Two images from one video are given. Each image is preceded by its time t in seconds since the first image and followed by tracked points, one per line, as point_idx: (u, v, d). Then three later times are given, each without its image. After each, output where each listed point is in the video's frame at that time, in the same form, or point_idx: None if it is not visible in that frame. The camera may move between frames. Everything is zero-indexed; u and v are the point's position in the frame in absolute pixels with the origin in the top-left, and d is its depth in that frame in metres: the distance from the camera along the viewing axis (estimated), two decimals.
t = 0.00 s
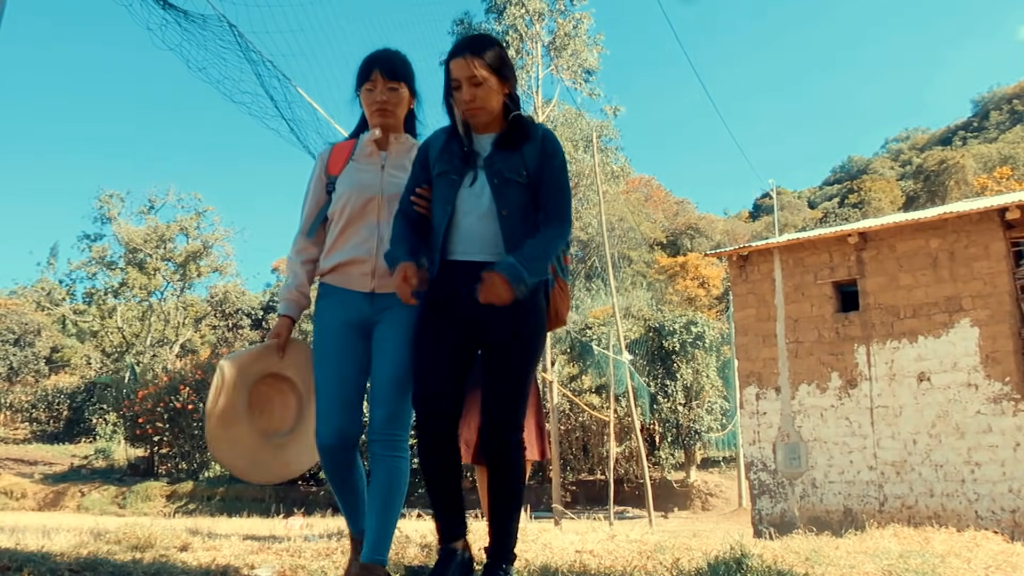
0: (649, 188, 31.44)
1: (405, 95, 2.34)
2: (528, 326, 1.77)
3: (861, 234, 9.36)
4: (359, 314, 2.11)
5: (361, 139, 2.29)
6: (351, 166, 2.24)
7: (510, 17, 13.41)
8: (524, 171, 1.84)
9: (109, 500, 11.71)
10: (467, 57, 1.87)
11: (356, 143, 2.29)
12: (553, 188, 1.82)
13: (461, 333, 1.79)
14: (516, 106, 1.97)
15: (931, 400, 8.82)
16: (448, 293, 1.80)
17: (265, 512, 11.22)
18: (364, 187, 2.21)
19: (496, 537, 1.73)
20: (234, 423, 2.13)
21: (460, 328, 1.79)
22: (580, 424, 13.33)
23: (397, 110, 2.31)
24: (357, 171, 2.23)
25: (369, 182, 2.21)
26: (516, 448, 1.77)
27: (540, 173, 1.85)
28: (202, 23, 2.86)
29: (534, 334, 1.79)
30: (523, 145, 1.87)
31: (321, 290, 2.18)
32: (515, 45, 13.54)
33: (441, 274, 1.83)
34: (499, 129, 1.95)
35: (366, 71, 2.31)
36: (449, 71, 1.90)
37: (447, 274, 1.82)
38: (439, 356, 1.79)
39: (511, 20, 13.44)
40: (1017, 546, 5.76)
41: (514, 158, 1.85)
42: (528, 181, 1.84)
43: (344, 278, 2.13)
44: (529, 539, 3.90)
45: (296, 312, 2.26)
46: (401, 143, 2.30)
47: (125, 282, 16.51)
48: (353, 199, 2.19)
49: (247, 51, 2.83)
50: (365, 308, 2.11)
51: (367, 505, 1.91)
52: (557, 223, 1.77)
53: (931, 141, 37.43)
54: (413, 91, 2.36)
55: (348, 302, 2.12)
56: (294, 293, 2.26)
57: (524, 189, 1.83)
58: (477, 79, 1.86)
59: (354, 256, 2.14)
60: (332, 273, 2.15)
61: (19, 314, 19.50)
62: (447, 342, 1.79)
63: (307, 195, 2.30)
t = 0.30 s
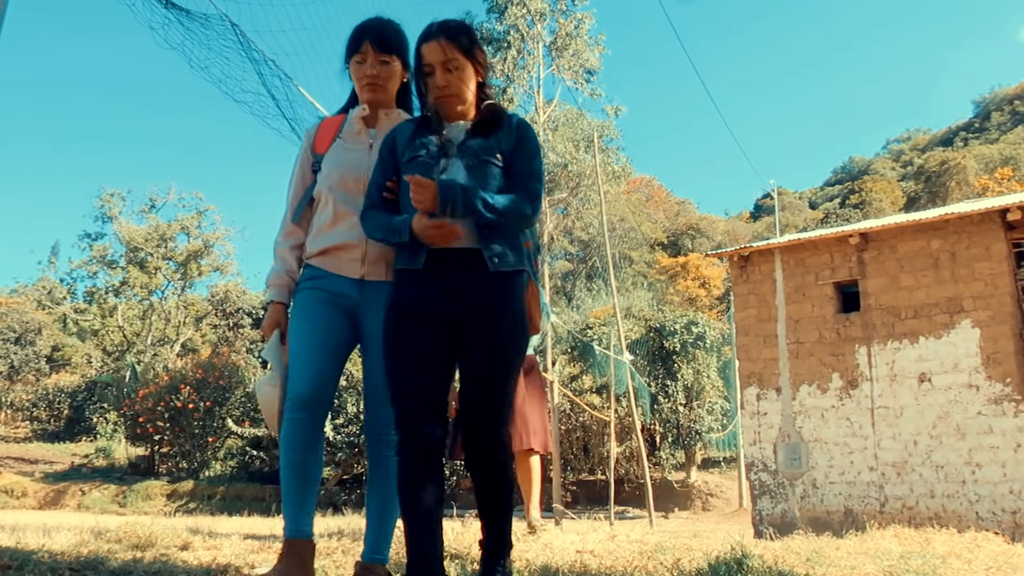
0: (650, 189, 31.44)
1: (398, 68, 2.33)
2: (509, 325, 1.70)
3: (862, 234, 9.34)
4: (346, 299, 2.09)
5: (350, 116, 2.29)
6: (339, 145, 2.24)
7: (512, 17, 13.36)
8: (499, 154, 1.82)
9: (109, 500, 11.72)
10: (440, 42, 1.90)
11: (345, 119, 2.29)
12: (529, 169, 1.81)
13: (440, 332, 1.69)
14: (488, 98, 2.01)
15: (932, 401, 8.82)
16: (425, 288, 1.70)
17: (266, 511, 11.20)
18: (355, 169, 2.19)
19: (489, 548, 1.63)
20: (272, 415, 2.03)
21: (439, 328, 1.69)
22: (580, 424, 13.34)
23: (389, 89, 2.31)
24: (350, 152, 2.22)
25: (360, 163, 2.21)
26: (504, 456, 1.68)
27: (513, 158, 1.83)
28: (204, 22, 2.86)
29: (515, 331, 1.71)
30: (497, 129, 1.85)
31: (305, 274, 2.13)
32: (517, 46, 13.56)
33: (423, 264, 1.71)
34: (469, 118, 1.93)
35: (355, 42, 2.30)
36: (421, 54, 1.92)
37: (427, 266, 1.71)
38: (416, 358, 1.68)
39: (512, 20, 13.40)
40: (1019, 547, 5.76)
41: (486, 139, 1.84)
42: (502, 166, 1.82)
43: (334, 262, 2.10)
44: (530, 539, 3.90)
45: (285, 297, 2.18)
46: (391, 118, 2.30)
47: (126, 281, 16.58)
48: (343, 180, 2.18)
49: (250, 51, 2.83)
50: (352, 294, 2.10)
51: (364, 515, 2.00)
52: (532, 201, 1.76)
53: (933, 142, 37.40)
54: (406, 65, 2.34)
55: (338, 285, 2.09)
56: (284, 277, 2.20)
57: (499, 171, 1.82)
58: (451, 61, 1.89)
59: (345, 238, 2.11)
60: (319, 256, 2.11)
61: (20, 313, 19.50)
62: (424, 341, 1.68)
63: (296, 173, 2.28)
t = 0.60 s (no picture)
0: (651, 189, 31.44)
1: (375, 44, 2.41)
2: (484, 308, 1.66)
3: (864, 235, 9.33)
4: (318, 287, 2.23)
5: (326, 96, 2.41)
6: (313, 122, 2.38)
7: (514, 17, 13.34)
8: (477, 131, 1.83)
9: (111, 499, 11.73)
10: (409, 18, 1.85)
11: (321, 99, 2.41)
12: (508, 139, 1.83)
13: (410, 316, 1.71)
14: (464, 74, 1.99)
15: (934, 402, 8.81)
16: (399, 274, 1.72)
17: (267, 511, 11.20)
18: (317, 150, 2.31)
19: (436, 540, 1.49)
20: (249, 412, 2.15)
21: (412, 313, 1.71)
22: (582, 425, 13.34)
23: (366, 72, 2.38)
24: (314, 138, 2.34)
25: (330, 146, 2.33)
26: (467, 450, 1.57)
27: (493, 133, 1.85)
28: (207, 22, 2.85)
29: (487, 313, 1.68)
30: (473, 105, 1.89)
31: (277, 258, 2.28)
32: (518, 46, 13.54)
33: (398, 246, 1.73)
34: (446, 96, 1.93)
35: (332, 18, 2.36)
36: (390, 33, 1.87)
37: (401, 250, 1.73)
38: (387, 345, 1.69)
39: (514, 20, 13.38)
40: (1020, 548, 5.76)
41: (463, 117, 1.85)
42: (481, 141, 1.83)
43: (304, 248, 2.24)
44: (531, 540, 3.90)
45: (256, 284, 2.32)
46: (368, 97, 2.40)
47: (127, 281, 16.64)
48: (310, 164, 2.30)
49: (252, 51, 2.83)
50: (325, 281, 2.24)
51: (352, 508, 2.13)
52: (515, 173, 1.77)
53: (935, 143, 37.34)
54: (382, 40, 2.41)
55: (307, 275, 2.23)
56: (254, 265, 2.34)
57: (478, 147, 1.83)
58: (424, 40, 1.85)
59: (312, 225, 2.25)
60: (290, 241, 2.26)
61: (22, 313, 19.53)
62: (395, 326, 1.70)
63: (270, 154, 2.43)
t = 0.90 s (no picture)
0: (653, 189, 31.43)
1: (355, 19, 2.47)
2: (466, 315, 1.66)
3: (866, 235, 9.32)
4: (304, 271, 2.35)
5: (306, 74, 2.49)
6: (292, 101, 2.47)
7: (516, 17, 13.35)
8: (454, 125, 1.82)
9: (113, 499, 11.74)
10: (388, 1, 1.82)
11: (300, 78, 2.50)
12: (488, 134, 1.82)
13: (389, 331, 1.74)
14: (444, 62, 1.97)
15: (936, 401, 8.80)
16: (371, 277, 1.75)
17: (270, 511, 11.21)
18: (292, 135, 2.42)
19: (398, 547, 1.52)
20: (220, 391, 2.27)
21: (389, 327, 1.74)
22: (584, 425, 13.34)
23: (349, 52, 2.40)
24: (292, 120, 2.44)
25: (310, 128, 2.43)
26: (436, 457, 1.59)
27: (470, 126, 1.84)
28: (208, 22, 2.85)
29: (461, 333, 1.67)
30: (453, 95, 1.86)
31: (258, 240, 2.40)
32: (520, 46, 13.53)
33: (366, 250, 1.74)
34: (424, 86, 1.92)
35: None
36: (367, 14, 1.85)
37: (375, 253, 1.74)
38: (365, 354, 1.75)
39: (516, 20, 13.39)
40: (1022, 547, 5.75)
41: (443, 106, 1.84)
42: (458, 136, 1.82)
43: (288, 231, 2.35)
44: (532, 539, 3.89)
45: (237, 269, 2.46)
46: (349, 76, 2.49)
47: (130, 282, 16.70)
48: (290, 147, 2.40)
49: (252, 52, 2.83)
50: (312, 264, 2.35)
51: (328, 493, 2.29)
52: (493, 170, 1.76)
53: (937, 143, 37.29)
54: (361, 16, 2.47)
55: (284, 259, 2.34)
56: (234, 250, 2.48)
57: (455, 141, 1.81)
58: (400, 24, 1.83)
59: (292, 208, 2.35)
60: (271, 224, 2.36)
61: (24, 314, 19.58)
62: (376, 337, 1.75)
63: (249, 129, 2.52)
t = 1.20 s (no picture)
0: (654, 189, 31.40)
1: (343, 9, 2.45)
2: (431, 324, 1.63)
3: (867, 234, 9.31)
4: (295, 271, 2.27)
5: (302, 71, 2.49)
6: (287, 97, 2.46)
7: (516, 17, 13.36)
8: (434, 130, 1.75)
9: (114, 499, 11.75)
10: None
11: (296, 76, 2.49)
12: (472, 142, 1.75)
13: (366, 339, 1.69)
14: (422, 51, 1.89)
15: (937, 401, 8.79)
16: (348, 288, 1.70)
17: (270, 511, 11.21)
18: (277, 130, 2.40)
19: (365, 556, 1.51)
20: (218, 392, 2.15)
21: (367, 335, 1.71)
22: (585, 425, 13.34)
23: (328, 41, 2.33)
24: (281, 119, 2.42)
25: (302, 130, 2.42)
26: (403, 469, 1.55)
27: (451, 131, 1.76)
28: (208, 22, 2.85)
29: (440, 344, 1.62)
30: (432, 95, 1.79)
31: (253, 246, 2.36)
32: (521, 45, 13.52)
33: (342, 267, 1.69)
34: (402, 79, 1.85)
35: None
36: None
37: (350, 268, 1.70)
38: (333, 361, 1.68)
39: (516, 20, 13.39)
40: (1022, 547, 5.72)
41: (424, 110, 1.77)
42: (438, 142, 1.75)
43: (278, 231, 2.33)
44: (532, 539, 3.89)
45: (232, 270, 2.48)
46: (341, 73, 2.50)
47: (131, 282, 16.71)
48: (279, 144, 2.39)
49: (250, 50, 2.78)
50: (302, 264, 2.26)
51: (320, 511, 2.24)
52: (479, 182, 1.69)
53: (939, 142, 37.24)
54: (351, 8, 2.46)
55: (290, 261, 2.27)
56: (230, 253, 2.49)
57: (436, 148, 1.75)
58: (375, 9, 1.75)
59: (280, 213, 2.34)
60: (264, 226, 2.34)
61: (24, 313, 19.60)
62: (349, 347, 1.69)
63: (247, 128, 2.52)
